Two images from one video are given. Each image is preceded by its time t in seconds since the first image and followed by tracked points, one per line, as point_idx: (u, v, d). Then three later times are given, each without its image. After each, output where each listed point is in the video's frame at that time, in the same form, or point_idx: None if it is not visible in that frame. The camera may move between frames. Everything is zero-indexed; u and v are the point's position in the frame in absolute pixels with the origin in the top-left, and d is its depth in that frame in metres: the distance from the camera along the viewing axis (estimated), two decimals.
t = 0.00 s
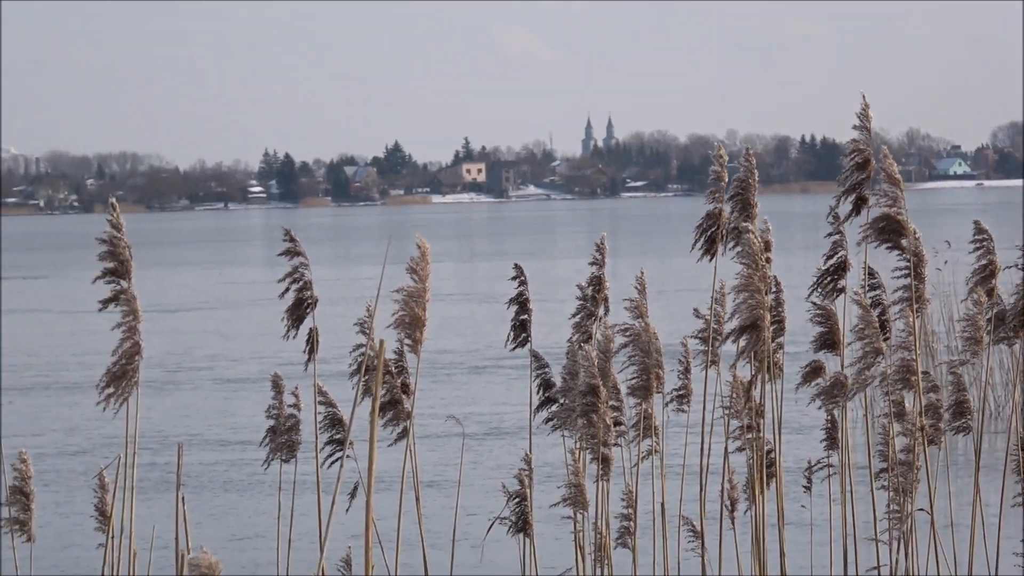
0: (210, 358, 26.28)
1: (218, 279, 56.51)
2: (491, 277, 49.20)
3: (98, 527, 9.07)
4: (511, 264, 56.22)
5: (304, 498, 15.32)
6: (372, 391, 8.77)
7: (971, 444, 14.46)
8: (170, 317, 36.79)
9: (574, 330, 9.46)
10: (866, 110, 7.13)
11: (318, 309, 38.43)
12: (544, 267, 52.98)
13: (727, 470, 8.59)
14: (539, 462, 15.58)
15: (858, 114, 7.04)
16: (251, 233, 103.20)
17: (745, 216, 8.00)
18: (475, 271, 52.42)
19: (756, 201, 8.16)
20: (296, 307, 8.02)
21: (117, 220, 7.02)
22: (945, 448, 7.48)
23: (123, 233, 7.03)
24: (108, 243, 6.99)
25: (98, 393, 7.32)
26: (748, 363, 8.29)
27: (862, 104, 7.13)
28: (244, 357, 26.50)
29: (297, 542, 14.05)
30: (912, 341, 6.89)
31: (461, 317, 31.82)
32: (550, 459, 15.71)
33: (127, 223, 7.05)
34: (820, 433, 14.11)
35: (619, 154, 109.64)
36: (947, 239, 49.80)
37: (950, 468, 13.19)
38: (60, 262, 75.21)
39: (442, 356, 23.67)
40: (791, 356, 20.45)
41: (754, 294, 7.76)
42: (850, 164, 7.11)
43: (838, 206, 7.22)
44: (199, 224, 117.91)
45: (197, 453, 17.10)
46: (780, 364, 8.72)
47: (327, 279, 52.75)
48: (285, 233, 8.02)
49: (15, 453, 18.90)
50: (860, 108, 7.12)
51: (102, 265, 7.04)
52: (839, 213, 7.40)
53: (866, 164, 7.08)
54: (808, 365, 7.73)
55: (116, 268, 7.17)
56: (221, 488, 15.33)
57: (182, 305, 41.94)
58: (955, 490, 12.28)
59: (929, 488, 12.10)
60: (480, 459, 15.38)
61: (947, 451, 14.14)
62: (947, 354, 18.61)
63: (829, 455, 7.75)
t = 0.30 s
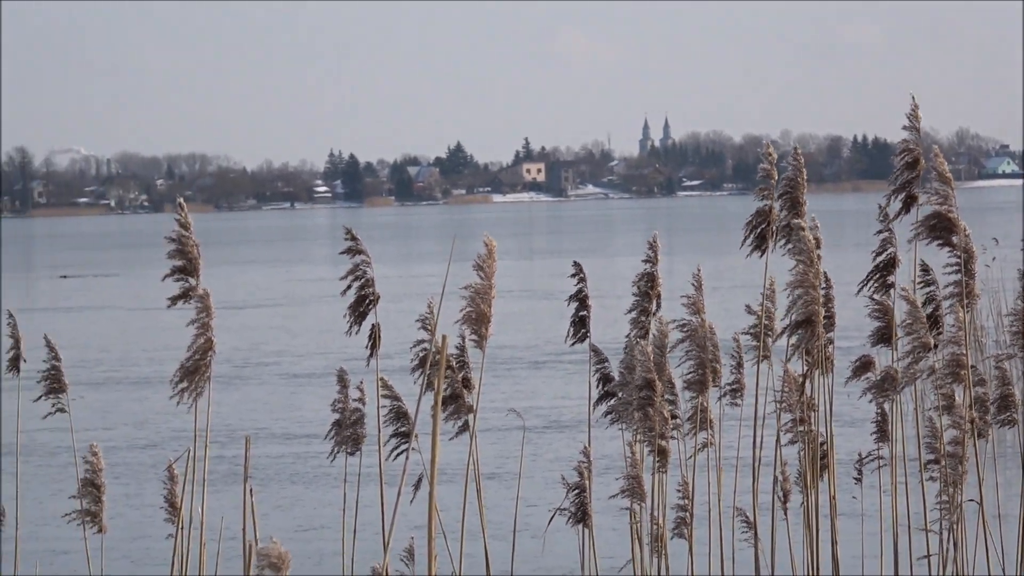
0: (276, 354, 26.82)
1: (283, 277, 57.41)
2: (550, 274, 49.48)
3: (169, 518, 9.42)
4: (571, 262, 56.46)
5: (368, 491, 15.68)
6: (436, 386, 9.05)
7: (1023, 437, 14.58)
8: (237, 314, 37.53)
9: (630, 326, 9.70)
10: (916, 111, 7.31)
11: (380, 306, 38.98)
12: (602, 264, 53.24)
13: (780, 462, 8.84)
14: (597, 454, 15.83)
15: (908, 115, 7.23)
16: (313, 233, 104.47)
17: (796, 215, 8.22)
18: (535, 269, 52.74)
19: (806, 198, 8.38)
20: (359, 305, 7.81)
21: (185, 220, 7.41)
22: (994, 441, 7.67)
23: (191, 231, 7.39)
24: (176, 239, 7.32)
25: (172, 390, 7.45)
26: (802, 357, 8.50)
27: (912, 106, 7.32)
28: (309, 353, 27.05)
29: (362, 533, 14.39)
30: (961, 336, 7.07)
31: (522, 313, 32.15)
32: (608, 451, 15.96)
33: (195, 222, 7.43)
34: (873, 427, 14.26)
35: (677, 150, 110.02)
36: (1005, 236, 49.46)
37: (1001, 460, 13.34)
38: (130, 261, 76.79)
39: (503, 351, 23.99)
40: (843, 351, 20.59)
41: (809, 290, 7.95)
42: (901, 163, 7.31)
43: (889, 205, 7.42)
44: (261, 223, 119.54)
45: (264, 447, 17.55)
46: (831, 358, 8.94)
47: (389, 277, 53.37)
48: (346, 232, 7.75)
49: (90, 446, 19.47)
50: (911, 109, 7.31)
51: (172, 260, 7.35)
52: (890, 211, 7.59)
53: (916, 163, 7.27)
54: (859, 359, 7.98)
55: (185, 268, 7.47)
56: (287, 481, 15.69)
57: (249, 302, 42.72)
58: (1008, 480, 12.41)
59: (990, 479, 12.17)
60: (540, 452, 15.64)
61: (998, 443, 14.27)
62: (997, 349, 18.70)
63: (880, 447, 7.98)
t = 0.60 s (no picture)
0: (326, 351, 27.34)
1: (330, 275, 58.11)
2: (593, 272, 49.79)
3: (223, 513, 9.70)
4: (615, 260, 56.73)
5: (416, 483, 16.05)
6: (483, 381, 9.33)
7: None
8: (287, 311, 38.19)
9: (668, 323, 9.96)
10: (948, 113, 7.53)
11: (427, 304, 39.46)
12: (645, 262, 53.46)
13: (818, 456, 9.14)
14: (639, 448, 16.10)
15: (941, 117, 7.43)
16: (359, 234, 105.49)
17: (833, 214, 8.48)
18: (579, 267, 53.05)
19: (843, 197, 8.60)
20: (405, 302, 8.06)
21: (240, 218, 7.45)
22: None
23: (246, 232, 7.44)
24: (232, 239, 7.39)
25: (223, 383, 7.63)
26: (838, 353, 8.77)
27: (945, 108, 7.54)
28: (357, 349, 27.55)
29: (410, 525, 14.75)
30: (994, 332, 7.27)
31: (567, 310, 32.49)
32: (650, 445, 16.24)
33: (249, 222, 7.46)
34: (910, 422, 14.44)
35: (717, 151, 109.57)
36: None
37: None
38: (181, 260, 78.04)
39: (548, 347, 24.33)
40: (883, 347, 20.74)
41: (846, 288, 8.17)
42: (934, 164, 7.51)
43: (923, 204, 7.64)
44: (307, 224, 120.83)
45: (315, 441, 17.98)
46: (869, 354, 9.15)
47: (436, 275, 53.93)
48: (394, 232, 8.03)
49: (146, 440, 19.99)
50: (943, 111, 7.53)
51: (227, 259, 7.43)
52: (923, 210, 7.81)
53: (950, 163, 7.47)
54: (896, 354, 8.28)
55: (240, 265, 7.57)
56: (337, 474, 16.08)
57: (299, 300, 43.38)
58: None
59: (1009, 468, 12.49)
60: (584, 446, 15.93)
61: None
62: None
63: (915, 440, 8.25)
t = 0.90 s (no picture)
0: (370, 347, 27.78)
1: (374, 273, 58.73)
2: (633, 270, 49.99)
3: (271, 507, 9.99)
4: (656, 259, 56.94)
5: (459, 476, 16.40)
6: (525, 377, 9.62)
7: None
8: (332, 308, 38.73)
9: (703, 320, 10.25)
10: (965, 114, 7.78)
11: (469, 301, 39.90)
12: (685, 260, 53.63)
13: (851, 448, 9.43)
14: (677, 442, 16.36)
15: (959, 119, 7.67)
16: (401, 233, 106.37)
17: (864, 212, 8.72)
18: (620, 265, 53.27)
19: (875, 197, 8.86)
20: (451, 299, 8.33)
21: (287, 218, 7.79)
22: None
23: (293, 228, 7.74)
24: (279, 236, 7.68)
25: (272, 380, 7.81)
26: (871, 348, 9.07)
27: (962, 109, 7.79)
28: (401, 345, 27.99)
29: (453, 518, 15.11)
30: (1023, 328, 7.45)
31: (607, 307, 32.80)
32: (687, 438, 16.49)
33: (296, 221, 7.72)
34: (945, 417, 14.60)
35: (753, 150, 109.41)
36: None
37: None
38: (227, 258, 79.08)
39: (587, 343, 24.65)
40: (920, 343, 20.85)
41: (876, 284, 8.43)
42: (955, 164, 7.75)
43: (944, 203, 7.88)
44: (350, 224, 121.84)
45: (360, 435, 18.37)
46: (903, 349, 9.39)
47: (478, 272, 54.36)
48: (440, 231, 8.25)
49: (196, 435, 20.45)
50: (960, 112, 7.78)
51: (275, 257, 7.68)
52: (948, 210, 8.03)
53: (969, 163, 7.72)
54: (927, 349, 8.61)
55: (287, 264, 7.83)
56: (382, 468, 16.45)
57: (343, 297, 43.95)
58: None
59: None
60: (623, 440, 16.20)
61: None
62: None
63: (945, 434, 8.52)
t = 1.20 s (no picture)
0: (417, 343, 28.23)
1: (419, 271, 59.37)
2: (676, 268, 50.23)
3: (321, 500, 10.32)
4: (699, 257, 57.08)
5: (505, 468, 16.76)
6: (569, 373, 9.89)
7: None
8: (379, 305, 39.28)
9: (740, 317, 10.49)
10: (1003, 117, 7.99)
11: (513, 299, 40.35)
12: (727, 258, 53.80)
13: (888, 442, 9.76)
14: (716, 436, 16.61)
15: (995, 122, 7.90)
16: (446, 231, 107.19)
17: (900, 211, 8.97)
18: (664, 263, 53.46)
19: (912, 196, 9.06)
20: (498, 295, 8.62)
21: (339, 217, 8.09)
22: None
23: (344, 228, 8.06)
24: (331, 235, 8.01)
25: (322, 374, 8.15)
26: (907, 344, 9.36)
27: (999, 113, 8.01)
28: (446, 341, 28.45)
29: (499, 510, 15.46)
30: None
31: (649, 305, 33.07)
32: (727, 433, 16.75)
33: (348, 219, 8.03)
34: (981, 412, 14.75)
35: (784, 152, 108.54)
36: None
37: None
38: (276, 257, 80.17)
39: (630, 339, 24.96)
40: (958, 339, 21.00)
41: (913, 282, 8.71)
42: (990, 164, 7.98)
43: (981, 202, 8.10)
44: (394, 223, 122.82)
45: (407, 428, 18.79)
46: (938, 344, 9.84)
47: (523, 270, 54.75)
48: (487, 229, 8.56)
49: (248, 428, 20.96)
50: (998, 115, 7.99)
51: (327, 255, 7.99)
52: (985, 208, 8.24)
53: (1004, 163, 7.95)
54: (964, 345, 8.85)
55: (339, 262, 8.15)
56: (429, 461, 16.85)
57: (390, 295, 44.55)
58: None
59: None
60: (664, 433, 16.47)
61: None
62: None
63: (980, 428, 8.74)
